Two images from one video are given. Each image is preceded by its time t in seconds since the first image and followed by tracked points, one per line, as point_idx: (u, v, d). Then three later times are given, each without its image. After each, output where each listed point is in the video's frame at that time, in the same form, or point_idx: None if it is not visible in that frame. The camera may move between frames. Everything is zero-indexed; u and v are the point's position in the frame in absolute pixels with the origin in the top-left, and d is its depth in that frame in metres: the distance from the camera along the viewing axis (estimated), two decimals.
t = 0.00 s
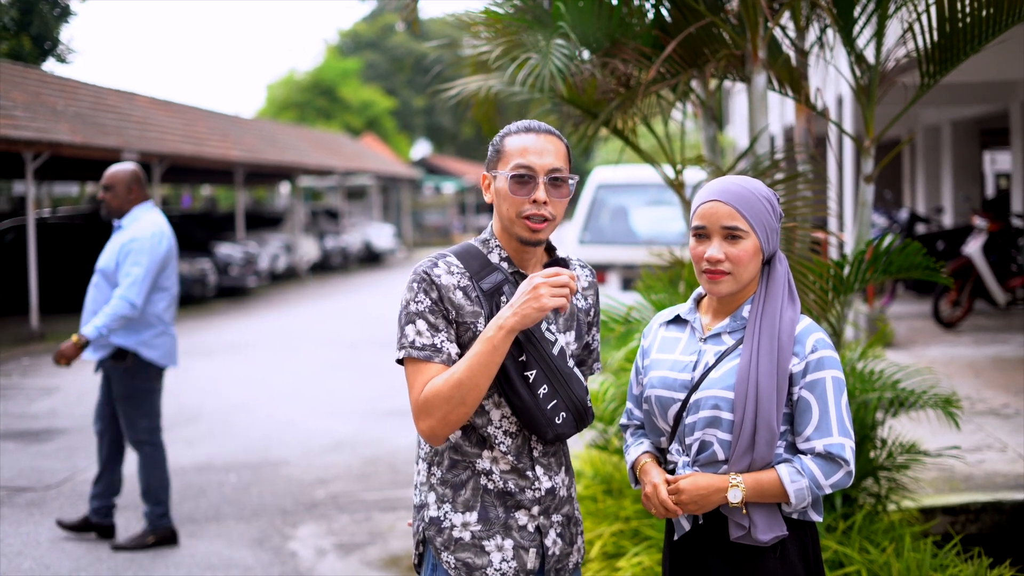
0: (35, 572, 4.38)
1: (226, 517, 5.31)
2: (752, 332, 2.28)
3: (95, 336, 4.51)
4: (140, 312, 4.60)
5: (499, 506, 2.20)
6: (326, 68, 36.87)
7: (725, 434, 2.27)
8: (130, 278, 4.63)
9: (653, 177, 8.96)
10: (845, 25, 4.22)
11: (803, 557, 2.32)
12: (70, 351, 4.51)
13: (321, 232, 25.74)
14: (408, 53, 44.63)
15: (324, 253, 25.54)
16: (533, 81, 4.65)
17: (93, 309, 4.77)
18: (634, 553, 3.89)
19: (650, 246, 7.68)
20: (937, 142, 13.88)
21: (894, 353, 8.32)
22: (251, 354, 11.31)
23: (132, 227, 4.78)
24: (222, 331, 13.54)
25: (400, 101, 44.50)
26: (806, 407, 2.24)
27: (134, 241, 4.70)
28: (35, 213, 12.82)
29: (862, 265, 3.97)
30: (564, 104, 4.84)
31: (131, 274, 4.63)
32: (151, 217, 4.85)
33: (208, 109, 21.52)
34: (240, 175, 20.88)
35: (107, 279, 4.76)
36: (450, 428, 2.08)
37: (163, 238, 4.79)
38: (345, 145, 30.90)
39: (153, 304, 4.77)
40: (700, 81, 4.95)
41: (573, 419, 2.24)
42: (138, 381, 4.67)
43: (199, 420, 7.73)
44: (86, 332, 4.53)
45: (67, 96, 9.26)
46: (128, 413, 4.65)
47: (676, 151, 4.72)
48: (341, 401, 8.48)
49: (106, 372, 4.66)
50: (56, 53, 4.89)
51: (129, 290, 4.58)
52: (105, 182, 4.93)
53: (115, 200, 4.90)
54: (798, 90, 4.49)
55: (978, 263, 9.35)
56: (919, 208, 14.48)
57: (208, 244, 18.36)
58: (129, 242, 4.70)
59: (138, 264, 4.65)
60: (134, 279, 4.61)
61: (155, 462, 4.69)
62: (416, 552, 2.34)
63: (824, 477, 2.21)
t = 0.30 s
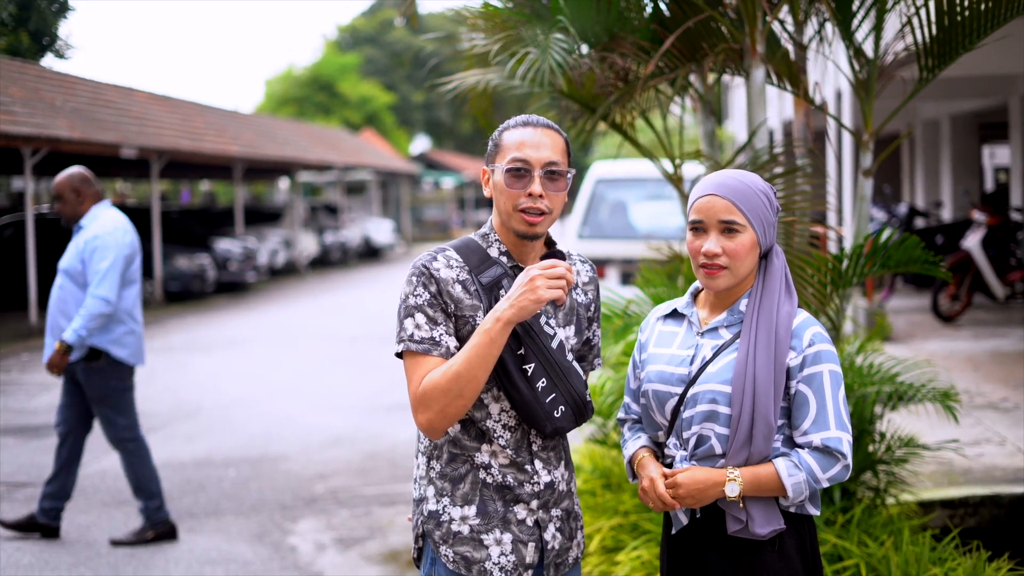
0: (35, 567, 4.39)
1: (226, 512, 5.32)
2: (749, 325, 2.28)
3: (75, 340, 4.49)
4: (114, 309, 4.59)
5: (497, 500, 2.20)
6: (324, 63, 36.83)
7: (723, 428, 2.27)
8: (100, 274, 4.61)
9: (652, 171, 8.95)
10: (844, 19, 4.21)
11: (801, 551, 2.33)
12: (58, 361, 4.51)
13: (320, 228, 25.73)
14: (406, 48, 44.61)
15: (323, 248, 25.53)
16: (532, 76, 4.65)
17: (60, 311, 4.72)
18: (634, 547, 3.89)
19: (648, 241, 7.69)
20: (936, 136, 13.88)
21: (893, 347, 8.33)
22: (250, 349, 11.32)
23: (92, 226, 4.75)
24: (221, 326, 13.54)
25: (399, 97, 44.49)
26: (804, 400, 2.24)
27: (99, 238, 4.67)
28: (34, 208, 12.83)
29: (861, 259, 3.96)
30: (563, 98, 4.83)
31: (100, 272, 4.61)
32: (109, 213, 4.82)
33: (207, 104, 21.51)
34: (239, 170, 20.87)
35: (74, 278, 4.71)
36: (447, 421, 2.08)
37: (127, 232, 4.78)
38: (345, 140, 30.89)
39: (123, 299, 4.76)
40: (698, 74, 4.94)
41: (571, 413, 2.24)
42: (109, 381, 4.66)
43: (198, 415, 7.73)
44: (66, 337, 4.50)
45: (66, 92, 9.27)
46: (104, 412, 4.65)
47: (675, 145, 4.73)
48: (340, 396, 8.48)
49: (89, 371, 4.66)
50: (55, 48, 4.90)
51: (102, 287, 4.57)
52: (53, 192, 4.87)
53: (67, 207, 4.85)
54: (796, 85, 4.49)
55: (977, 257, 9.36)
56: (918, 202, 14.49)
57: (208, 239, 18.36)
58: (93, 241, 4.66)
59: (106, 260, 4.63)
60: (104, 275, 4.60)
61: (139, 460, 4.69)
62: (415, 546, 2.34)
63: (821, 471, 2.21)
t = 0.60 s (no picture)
0: (36, 564, 4.40)
1: (226, 509, 5.32)
2: (749, 320, 2.28)
3: (68, 330, 4.53)
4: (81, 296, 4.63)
5: (499, 495, 2.20)
6: (324, 59, 36.80)
7: (723, 424, 2.27)
8: (59, 262, 4.61)
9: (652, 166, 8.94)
10: (843, 13, 4.20)
11: (802, 546, 2.33)
12: (61, 356, 4.53)
13: (320, 224, 25.71)
14: (406, 44, 44.55)
15: (323, 244, 25.52)
16: (530, 71, 4.64)
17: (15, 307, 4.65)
18: (634, 543, 3.89)
19: (649, 236, 7.69)
20: (936, 131, 13.86)
21: (894, 341, 8.32)
22: (250, 345, 11.32)
23: (38, 217, 4.71)
24: (222, 323, 13.54)
25: (399, 93, 44.44)
26: (803, 396, 2.23)
27: (49, 227, 4.65)
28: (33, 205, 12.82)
29: (861, 253, 3.95)
30: (562, 93, 4.82)
31: (58, 259, 4.61)
32: (51, 202, 4.79)
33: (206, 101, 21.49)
34: (239, 166, 20.84)
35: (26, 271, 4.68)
36: (448, 417, 2.08)
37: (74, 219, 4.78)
38: (345, 136, 30.86)
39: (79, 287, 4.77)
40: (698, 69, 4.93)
41: (572, 409, 2.23)
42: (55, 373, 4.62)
43: (199, 412, 7.74)
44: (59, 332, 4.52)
45: (65, 89, 9.27)
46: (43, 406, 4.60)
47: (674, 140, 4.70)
48: (341, 392, 8.48)
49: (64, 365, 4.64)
50: (55, 45, 4.94)
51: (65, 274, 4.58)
52: None
53: (13, 203, 4.77)
54: (796, 80, 4.48)
55: (977, 251, 9.36)
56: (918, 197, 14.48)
57: (208, 236, 18.35)
58: (45, 230, 4.64)
59: (61, 247, 4.62)
60: (64, 262, 4.61)
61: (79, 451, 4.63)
62: (417, 542, 2.34)
63: (821, 466, 2.21)
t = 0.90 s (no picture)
0: (36, 562, 4.41)
1: (227, 506, 5.32)
2: (751, 318, 2.28)
3: (27, 332, 4.52)
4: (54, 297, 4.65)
5: (499, 493, 2.20)
6: (325, 57, 36.79)
7: (724, 421, 2.27)
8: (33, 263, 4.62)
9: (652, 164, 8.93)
10: (844, 11, 4.19)
11: (803, 543, 2.33)
12: (14, 356, 4.49)
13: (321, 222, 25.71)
14: (406, 42, 44.53)
15: (324, 242, 25.51)
16: (530, 68, 4.63)
17: None
18: (635, 540, 3.89)
19: (649, 234, 7.70)
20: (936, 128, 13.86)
21: (894, 338, 8.32)
22: (251, 343, 11.33)
23: (10, 215, 4.70)
24: (223, 320, 13.54)
25: (399, 90, 44.41)
26: (805, 393, 2.24)
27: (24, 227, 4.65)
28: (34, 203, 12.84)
29: (863, 250, 3.96)
30: (563, 91, 4.82)
31: (32, 260, 4.62)
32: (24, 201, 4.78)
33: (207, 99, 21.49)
34: (240, 164, 20.83)
35: None
36: (449, 414, 2.08)
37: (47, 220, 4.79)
38: (345, 134, 30.86)
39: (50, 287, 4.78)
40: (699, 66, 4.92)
41: (573, 407, 2.23)
42: None
43: (200, 409, 7.74)
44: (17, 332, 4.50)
45: (66, 87, 9.28)
46: None
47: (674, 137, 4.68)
48: (341, 390, 8.48)
49: None
50: (55, 43, 5.05)
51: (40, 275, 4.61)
52: None
53: None
54: (796, 77, 4.48)
55: (977, 248, 9.36)
56: (919, 194, 14.48)
57: (208, 234, 18.35)
58: (18, 230, 4.64)
59: (37, 248, 4.65)
60: (39, 263, 4.63)
61: None
62: (417, 540, 2.34)
63: (823, 463, 2.21)
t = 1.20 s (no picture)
0: (38, 560, 4.41)
1: (228, 504, 5.33)
2: (753, 314, 2.28)
3: None
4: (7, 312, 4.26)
5: (501, 489, 2.20)
6: (325, 55, 36.74)
7: (727, 417, 2.27)
8: None
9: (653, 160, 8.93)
10: (845, 8, 4.19)
11: (805, 540, 2.33)
12: None
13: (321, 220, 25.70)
14: (407, 39, 44.48)
15: (325, 240, 25.50)
16: (532, 65, 4.62)
17: None
18: (637, 537, 3.90)
19: (650, 231, 7.70)
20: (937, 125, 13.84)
21: (895, 336, 8.32)
22: (251, 341, 11.32)
23: None
24: (223, 318, 13.54)
25: (400, 88, 44.36)
26: (808, 389, 2.24)
27: None
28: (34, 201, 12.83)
29: (863, 248, 3.97)
30: (564, 88, 4.83)
31: None
32: None
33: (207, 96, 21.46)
34: (240, 162, 20.81)
35: None
36: (451, 409, 2.08)
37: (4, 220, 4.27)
38: (346, 131, 30.83)
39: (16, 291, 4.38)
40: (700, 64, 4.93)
41: (576, 405, 2.24)
42: None
43: (201, 407, 7.74)
44: None
45: (66, 85, 9.26)
46: None
47: (676, 134, 4.69)
48: (342, 387, 8.48)
49: None
50: (55, 40, 5.03)
51: None
52: None
53: None
54: (797, 74, 4.47)
55: (978, 245, 9.36)
56: (920, 191, 14.46)
57: (209, 231, 18.34)
58: None
59: None
60: None
61: None
62: (418, 536, 2.34)
63: (826, 459, 2.20)
